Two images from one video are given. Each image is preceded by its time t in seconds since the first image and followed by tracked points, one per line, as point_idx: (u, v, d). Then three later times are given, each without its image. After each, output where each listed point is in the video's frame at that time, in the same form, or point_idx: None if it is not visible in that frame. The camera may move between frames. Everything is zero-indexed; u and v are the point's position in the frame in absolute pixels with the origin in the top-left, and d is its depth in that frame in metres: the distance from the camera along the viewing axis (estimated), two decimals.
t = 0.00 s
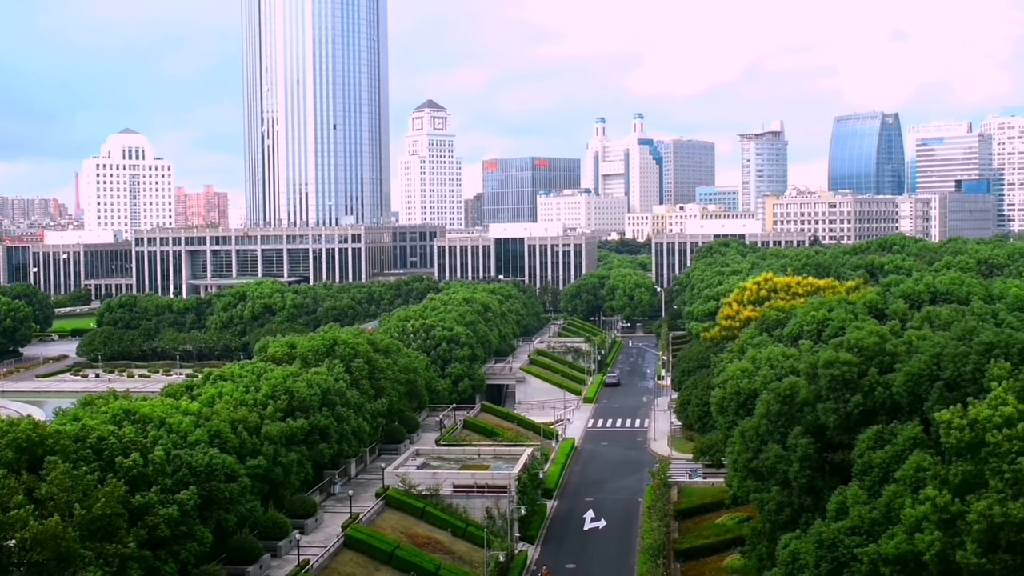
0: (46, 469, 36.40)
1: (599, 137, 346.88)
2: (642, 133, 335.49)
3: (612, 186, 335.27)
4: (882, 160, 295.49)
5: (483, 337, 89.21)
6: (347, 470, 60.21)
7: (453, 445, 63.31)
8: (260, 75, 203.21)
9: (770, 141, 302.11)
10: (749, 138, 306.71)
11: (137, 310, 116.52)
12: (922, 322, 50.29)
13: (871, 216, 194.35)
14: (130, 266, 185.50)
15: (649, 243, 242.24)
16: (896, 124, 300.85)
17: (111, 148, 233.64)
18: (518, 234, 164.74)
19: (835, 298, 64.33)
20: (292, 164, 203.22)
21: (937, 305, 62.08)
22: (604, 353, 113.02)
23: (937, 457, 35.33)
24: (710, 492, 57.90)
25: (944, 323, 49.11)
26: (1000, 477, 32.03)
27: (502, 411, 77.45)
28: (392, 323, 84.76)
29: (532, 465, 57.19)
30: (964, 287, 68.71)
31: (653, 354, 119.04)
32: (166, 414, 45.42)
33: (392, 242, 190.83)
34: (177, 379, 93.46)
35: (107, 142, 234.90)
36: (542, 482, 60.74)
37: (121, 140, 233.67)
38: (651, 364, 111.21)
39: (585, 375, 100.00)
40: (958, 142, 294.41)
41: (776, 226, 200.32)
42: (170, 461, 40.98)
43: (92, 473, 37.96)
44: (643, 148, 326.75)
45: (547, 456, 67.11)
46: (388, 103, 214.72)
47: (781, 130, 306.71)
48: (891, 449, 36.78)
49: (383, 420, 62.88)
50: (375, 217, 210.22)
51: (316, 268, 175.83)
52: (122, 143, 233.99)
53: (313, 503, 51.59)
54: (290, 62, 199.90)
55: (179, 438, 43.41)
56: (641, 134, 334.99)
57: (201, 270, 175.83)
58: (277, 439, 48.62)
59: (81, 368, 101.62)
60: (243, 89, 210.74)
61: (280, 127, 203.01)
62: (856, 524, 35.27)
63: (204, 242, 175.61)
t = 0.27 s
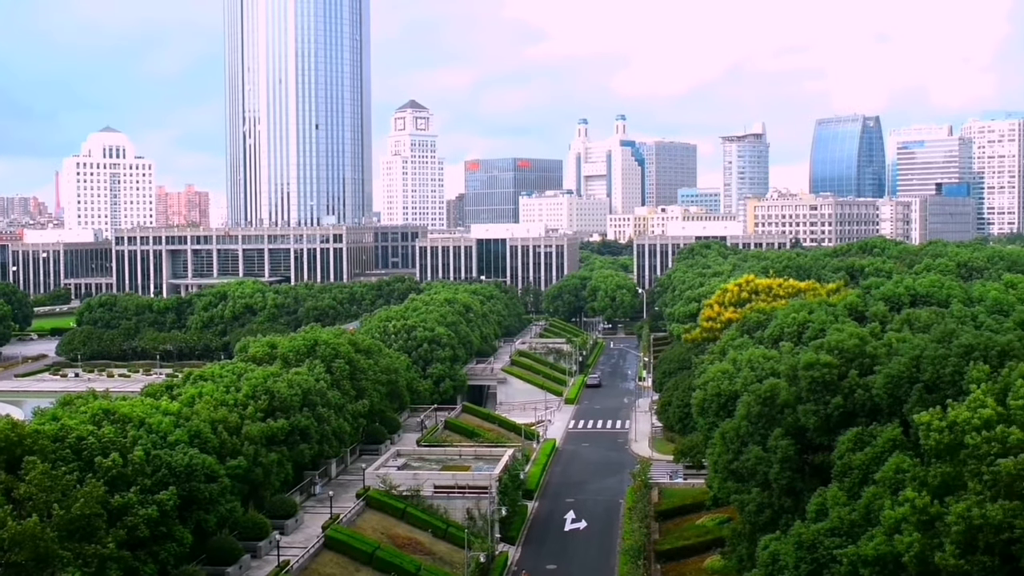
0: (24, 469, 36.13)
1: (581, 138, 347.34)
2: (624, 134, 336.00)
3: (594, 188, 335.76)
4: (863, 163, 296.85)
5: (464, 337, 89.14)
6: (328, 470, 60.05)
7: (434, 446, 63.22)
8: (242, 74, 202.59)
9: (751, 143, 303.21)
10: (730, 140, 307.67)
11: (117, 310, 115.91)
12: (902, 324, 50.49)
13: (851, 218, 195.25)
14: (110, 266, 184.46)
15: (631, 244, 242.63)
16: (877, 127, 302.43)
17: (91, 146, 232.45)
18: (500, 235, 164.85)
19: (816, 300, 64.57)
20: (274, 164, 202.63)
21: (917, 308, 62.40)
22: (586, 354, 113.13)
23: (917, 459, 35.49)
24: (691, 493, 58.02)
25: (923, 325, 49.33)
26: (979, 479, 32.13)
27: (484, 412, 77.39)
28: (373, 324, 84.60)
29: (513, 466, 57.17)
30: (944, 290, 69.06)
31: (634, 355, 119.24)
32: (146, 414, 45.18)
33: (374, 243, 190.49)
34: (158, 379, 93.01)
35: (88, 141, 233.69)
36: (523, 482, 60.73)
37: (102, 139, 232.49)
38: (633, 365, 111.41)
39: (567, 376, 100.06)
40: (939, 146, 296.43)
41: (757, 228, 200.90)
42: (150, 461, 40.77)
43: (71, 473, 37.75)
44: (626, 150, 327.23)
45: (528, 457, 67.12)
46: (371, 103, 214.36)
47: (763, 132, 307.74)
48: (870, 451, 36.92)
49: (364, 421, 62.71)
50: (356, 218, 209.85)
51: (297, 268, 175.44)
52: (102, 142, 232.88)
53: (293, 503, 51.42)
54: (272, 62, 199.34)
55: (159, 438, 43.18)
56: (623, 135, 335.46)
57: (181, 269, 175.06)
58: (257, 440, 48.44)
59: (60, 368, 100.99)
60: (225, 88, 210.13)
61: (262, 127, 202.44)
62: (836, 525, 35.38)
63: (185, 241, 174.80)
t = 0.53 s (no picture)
0: (13, 472, 35.98)
1: (571, 139, 347.61)
2: (614, 135, 336.27)
3: (584, 188, 336.01)
4: (852, 163, 297.55)
5: (454, 338, 89.10)
6: (317, 472, 59.95)
7: (424, 447, 63.18)
8: (231, 76, 202.24)
9: (741, 144, 303.75)
10: (719, 141, 308.16)
11: (106, 312, 115.58)
12: (892, 324, 50.60)
13: (840, 219, 195.74)
14: (98, 267, 184.33)
15: (621, 245, 242.81)
16: (866, 128, 303.29)
17: (80, 148, 232.01)
18: (490, 236, 164.91)
19: (805, 301, 64.70)
20: (263, 166, 202.31)
21: (907, 308, 62.55)
22: (576, 355, 113.15)
23: (906, 458, 35.57)
24: (682, 493, 58.05)
25: (913, 325, 49.46)
26: (968, 478, 32.18)
27: (474, 413, 77.33)
28: (363, 325, 84.49)
29: (504, 467, 57.14)
30: (933, 290, 69.27)
31: (624, 356, 119.32)
32: (135, 416, 45.04)
33: (363, 244, 190.28)
34: (147, 381, 92.76)
35: (76, 143, 233.22)
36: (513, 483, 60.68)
37: (90, 141, 232.00)
38: (623, 366, 111.49)
39: (557, 377, 100.07)
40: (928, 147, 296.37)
41: (747, 228, 201.06)
42: (139, 464, 40.64)
43: (60, 476, 37.62)
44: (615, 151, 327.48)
45: (519, 458, 67.10)
46: (360, 105, 214.12)
47: (752, 133, 308.29)
48: (860, 451, 36.97)
49: (354, 423, 62.64)
50: (346, 219, 209.61)
51: (287, 269, 175.26)
52: (91, 143, 232.20)
53: (283, 505, 51.30)
54: (261, 63, 199.02)
55: (148, 440, 43.06)
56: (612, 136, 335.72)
57: (170, 271, 174.68)
58: (247, 441, 48.35)
59: (49, 370, 100.60)
60: (214, 90, 209.84)
61: (251, 129, 202.12)
62: (826, 525, 35.43)
63: (174, 243, 174.38)
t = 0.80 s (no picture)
0: None
1: (556, 141, 347.89)
2: (599, 136, 336.66)
3: (569, 190, 336.21)
4: (836, 165, 298.69)
5: (439, 340, 89.01)
6: (302, 474, 59.79)
7: (409, 449, 63.10)
8: (216, 77, 201.76)
9: (725, 145, 304.40)
10: (704, 142, 308.78)
11: (89, 313, 115.12)
12: (876, 325, 50.78)
13: (825, 220, 196.41)
14: (81, 269, 184.26)
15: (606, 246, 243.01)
16: (850, 129, 304.10)
17: (63, 149, 230.72)
18: (475, 237, 164.85)
19: (789, 302, 64.91)
20: (248, 167, 201.84)
21: (890, 309, 62.77)
22: (561, 357, 113.23)
23: (890, 459, 35.69)
24: (666, 494, 58.08)
25: (896, 326, 49.64)
26: (952, 479, 32.28)
27: (459, 414, 77.26)
28: (347, 326, 84.30)
29: (489, 468, 57.13)
30: (917, 291, 69.55)
31: (609, 357, 119.44)
32: (119, 418, 44.87)
33: (348, 245, 189.98)
34: (131, 383, 92.35)
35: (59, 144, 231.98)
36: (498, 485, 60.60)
37: (73, 141, 230.59)
38: (607, 367, 111.63)
39: (542, 378, 100.10)
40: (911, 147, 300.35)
41: (731, 229, 201.31)
42: (123, 465, 40.51)
43: (43, 478, 37.44)
44: (600, 152, 327.77)
45: (504, 459, 67.06)
46: (345, 106, 213.87)
47: (736, 134, 309.05)
48: (844, 452, 37.07)
49: (339, 425, 62.49)
50: (331, 220, 209.24)
51: (272, 271, 174.93)
52: (74, 144, 231.22)
53: (268, 507, 51.15)
54: (245, 64, 198.63)
55: (132, 442, 42.93)
56: (597, 137, 336.02)
57: (154, 272, 174.11)
58: (231, 443, 48.20)
59: (32, 372, 100.04)
60: (199, 91, 209.34)
61: (236, 130, 201.70)
62: (810, 525, 35.54)
63: (158, 244, 173.74)
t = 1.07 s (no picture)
0: None
1: (530, 143, 348.24)
2: (573, 138, 337.15)
3: (543, 192, 336.60)
4: (809, 168, 300.15)
5: (413, 342, 88.87)
6: (276, 476, 59.53)
7: (383, 451, 62.95)
8: (189, 77, 200.56)
9: (699, 148, 305.43)
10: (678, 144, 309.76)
11: (60, 315, 114.25)
12: (848, 327, 51.07)
13: (798, 222, 197.50)
14: (53, 270, 178.95)
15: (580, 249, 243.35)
16: (823, 132, 305.60)
17: (34, 150, 229.54)
18: (449, 239, 164.59)
19: (762, 303, 65.14)
20: (221, 168, 200.79)
21: (862, 311, 63.11)
22: (535, 359, 113.30)
23: (863, 460, 35.87)
24: (640, 496, 58.17)
25: (869, 328, 49.91)
26: (923, 479, 32.41)
27: (433, 417, 77.14)
28: (321, 328, 84.02)
29: (463, 470, 57.04)
30: (888, 293, 69.97)
31: (583, 358, 119.61)
32: (90, 421, 44.51)
33: (322, 247, 189.37)
34: (104, 384, 91.81)
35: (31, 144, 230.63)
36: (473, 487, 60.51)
37: (45, 142, 229.25)
38: (582, 369, 111.73)
39: (516, 380, 100.12)
40: (884, 150, 302.26)
41: (705, 231, 201.87)
42: (95, 469, 40.19)
43: (13, 482, 37.11)
44: (574, 154, 328.26)
45: (478, 461, 67.00)
46: (319, 107, 213.11)
47: (710, 137, 310.19)
48: (817, 453, 37.23)
49: (312, 427, 62.25)
50: (304, 222, 208.52)
51: (245, 273, 174.31)
52: (46, 145, 229.45)
53: (241, 510, 50.88)
54: (219, 65, 197.60)
55: (104, 445, 42.58)
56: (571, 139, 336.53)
57: (127, 274, 173.03)
58: (203, 446, 47.94)
59: (2, 374, 99.24)
60: (172, 91, 208.07)
61: (209, 131, 200.55)
62: (783, 526, 35.70)
63: (131, 246, 172.50)
